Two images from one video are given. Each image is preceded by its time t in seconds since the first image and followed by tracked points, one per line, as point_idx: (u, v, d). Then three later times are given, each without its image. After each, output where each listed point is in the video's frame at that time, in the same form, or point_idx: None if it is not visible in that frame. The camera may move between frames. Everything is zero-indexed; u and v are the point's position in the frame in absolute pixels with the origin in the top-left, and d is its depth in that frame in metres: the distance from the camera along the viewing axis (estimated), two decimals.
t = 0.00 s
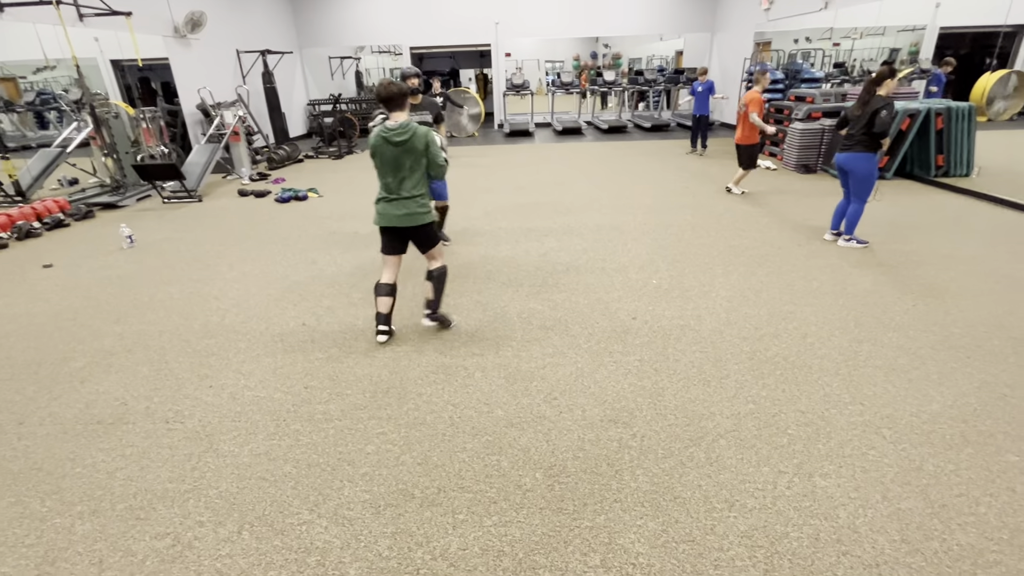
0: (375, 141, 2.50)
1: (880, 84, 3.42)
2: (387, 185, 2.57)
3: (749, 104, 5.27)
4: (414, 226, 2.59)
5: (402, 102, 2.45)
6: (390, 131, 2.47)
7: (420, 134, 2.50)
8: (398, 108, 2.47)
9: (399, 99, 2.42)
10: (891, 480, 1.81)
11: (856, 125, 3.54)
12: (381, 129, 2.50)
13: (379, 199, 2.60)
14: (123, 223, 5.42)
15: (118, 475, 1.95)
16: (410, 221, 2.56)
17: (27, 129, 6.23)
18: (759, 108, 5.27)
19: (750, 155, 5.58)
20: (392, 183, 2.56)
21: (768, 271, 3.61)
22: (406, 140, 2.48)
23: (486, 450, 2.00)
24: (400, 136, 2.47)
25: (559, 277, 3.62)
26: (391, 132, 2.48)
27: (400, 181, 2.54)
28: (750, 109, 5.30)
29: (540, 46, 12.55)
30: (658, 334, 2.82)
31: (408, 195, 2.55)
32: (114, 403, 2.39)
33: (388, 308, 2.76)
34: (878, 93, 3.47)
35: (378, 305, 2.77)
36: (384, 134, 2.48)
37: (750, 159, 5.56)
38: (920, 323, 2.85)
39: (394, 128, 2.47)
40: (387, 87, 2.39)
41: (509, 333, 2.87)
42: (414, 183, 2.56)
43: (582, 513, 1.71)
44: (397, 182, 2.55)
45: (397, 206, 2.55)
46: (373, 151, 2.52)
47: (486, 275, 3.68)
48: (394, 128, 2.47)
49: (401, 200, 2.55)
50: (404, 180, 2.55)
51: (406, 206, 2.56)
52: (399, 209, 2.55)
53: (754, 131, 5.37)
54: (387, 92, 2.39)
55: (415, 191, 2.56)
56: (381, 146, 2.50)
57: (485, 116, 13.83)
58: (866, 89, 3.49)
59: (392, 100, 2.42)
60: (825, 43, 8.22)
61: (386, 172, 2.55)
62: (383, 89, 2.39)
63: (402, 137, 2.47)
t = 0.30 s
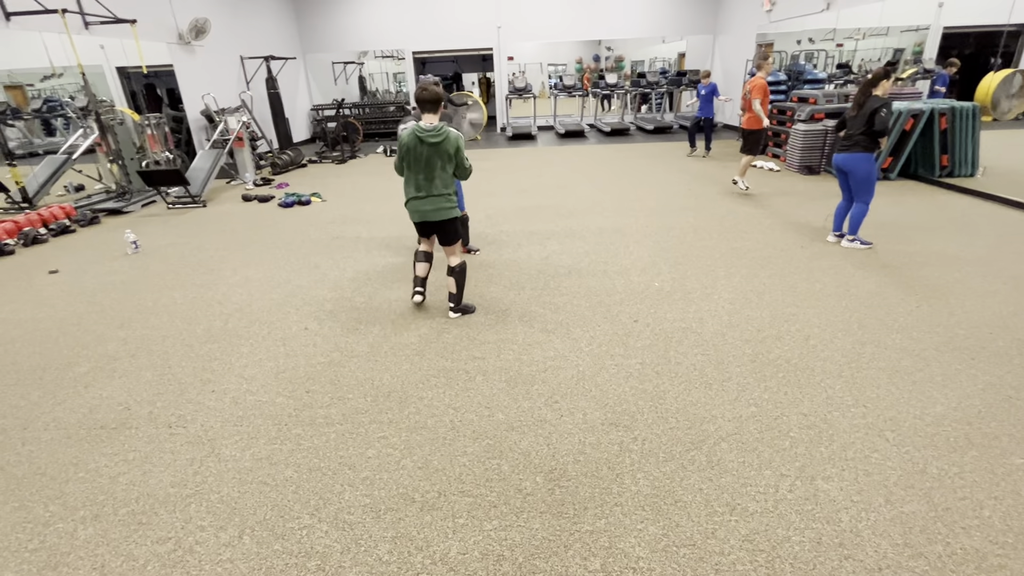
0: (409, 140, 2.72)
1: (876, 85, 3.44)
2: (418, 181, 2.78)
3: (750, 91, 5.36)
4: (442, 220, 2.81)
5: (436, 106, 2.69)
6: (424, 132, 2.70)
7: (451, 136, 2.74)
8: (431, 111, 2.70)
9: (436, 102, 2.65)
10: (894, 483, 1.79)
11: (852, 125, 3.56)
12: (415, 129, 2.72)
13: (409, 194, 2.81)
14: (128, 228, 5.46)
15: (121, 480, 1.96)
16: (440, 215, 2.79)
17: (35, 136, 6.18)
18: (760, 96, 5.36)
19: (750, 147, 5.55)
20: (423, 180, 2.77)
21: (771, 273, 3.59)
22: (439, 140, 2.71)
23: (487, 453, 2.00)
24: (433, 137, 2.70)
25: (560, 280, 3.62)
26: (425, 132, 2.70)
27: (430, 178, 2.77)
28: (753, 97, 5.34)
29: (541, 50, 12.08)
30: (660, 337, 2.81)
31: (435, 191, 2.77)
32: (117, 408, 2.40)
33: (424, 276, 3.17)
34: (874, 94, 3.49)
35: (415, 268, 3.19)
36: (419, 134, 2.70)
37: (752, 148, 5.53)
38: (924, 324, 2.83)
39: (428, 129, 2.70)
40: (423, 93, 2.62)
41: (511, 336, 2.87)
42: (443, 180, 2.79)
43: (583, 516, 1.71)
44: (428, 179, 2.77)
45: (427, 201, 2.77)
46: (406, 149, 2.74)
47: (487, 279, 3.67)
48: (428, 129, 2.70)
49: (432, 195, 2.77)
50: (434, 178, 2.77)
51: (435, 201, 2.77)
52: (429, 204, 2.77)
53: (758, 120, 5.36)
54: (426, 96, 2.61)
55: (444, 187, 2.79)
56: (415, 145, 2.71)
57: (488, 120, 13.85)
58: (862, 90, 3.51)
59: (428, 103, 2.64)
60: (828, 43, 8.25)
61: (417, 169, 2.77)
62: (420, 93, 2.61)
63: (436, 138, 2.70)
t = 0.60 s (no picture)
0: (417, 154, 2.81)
1: (867, 89, 3.48)
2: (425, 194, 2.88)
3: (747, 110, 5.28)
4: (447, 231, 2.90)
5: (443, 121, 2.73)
6: (429, 147, 2.76)
7: (456, 150, 2.77)
8: (439, 126, 2.75)
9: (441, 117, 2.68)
10: (887, 489, 1.79)
11: (844, 129, 3.58)
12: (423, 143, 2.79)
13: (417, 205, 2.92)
14: (127, 235, 5.47)
15: (113, 487, 1.96)
16: (444, 226, 2.87)
17: (35, 143, 6.20)
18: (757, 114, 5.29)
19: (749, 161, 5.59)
20: (428, 193, 2.86)
21: (766, 278, 3.60)
22: (443, 156, 2.76)
23: (479, 460, 2.00)
24: (438, 152, 2.75)
25: (556, 285, 3.62)
26: (430, 147, 2.77)
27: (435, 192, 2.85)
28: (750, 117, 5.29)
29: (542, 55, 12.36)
30: (654, 342, 2.81)
31: (439, 203, 2.84)
32: (111, 415, 2.40)
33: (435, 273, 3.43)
34: (866, 98, 3.53)
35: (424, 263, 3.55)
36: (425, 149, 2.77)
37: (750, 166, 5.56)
38: (919, 329, 2.83)
39: (433, 144, 2.76)
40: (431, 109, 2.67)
41: (505, 342, 2.87)
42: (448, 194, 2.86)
43: (574, 523, 1.71)
44: (433, 193, 2.85)
45: (432, 213, 2.86)
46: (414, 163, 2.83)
47: (484, 284, 3.68)
48: (434, 144, 2.76)
49: (436, 208, 2.85)
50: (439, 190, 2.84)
51: (439, 214, 2.86)
52: (434, 216, 2.86)
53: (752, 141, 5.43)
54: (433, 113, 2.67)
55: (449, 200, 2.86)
56: (421, 159, 2.80)
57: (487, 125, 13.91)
58: (855, 94, 3.55)
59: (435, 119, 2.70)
60: (826, 48, 8.24)
61: (423, 182, 2.85)
62: (427, 109, 2.67)
63: (440, 153, 2.75)
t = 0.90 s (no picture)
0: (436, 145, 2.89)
1: (870, 90, 3.45)
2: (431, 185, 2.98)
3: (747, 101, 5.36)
4: (436, 226, 3.02)
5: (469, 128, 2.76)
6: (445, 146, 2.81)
7: (464, 159, 2.77)
8: (463, 131, 2.78)
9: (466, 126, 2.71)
10: (888, 493, 1.78)
11: (845, 130, 3.58)
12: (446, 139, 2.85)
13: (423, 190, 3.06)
14: (129, 238, 5.49)
15: (113, 491, 1.96)
16: (435, 220, 2.97)
17: (39, 147, 6.18)
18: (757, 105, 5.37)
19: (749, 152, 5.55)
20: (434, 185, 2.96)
21: (768, 280, 3.58)
22: (452, 159, 2.79)
23: (479, 464, 2.00)
24: (449, 155, 2.79)
25: (556, 287, 3.62)
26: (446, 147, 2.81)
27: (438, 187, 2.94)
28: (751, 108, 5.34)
29: (544, 57, 12.23)
30: (655, 344, 2.80)
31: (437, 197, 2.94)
32: (111, 419, 2.40)
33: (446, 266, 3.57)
34: (867, 99, 3.51)
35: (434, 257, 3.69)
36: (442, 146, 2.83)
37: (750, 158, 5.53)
38: (921, 330, 2.82)
39: (449, 145, 2.80)
40: (461, 116, 2.72)
41: (505, 345, 2.87)
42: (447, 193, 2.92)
43: (573, 528, 1.70)
44: (435, 187, 2.94)
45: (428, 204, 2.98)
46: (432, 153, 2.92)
47: (484, 287, 3.67)
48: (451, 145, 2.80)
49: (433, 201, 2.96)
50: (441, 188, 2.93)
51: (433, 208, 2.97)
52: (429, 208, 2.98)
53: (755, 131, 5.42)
54: (462, 119, 2.71)
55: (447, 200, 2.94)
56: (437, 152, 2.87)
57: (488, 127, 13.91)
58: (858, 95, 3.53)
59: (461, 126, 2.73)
60: (827, 48, 8.23)
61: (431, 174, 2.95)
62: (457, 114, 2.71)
63: (450, 156, 2.79)
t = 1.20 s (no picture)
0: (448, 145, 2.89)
1: (877, 88, 3.41)
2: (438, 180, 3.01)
3: (748, 102, 5.28)
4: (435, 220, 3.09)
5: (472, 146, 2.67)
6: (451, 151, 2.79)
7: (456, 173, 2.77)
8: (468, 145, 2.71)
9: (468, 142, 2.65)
10: (892, 495, 1.76)
11: (851, 129, 3.53)
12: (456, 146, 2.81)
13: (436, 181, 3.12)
14: (128, 237, 5.48)
15: (111, 492, 1.95)
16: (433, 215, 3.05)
17: (38, 146, 6.22)
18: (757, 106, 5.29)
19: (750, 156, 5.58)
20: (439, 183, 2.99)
21: (769, 280, 3.57)
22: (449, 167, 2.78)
23: (479, 464, 1.98)
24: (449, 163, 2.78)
25: (557, 287, 3.61)
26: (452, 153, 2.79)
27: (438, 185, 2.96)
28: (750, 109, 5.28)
29: (544, 56, 12.07)
30: (656, 345, 2.79)
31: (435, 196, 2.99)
32: (110, 419, 2.39)
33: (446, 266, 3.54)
34: (875, 98, 3.46)
35: (439, 256, 3.70)
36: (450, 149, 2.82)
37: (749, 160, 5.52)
38: (924, 331, 2.81)
39: (453, 153, 2.78)
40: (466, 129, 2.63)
41: (506, 345, 2.85)
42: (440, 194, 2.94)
43: (574, 529, 1.69)
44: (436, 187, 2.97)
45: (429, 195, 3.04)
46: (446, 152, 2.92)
47: (484, 287, 3.66)
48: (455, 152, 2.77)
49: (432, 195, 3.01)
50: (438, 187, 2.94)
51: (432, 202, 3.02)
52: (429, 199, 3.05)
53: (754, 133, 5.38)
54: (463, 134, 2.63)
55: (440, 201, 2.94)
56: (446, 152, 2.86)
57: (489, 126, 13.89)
58: (863, 93, 3.49)
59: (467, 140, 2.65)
60: (828, 48, 8.22)
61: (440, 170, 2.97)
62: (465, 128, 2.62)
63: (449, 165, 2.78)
